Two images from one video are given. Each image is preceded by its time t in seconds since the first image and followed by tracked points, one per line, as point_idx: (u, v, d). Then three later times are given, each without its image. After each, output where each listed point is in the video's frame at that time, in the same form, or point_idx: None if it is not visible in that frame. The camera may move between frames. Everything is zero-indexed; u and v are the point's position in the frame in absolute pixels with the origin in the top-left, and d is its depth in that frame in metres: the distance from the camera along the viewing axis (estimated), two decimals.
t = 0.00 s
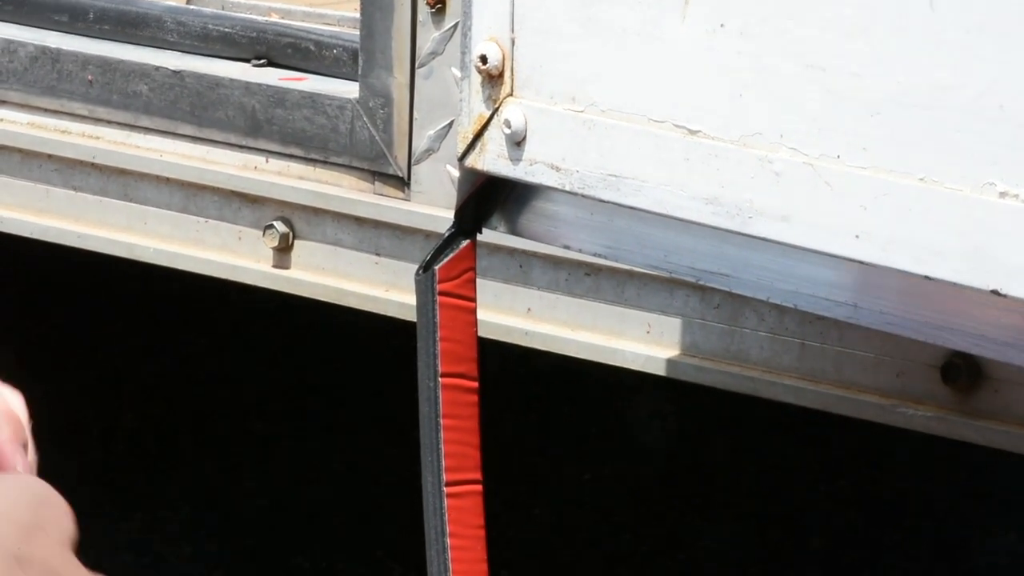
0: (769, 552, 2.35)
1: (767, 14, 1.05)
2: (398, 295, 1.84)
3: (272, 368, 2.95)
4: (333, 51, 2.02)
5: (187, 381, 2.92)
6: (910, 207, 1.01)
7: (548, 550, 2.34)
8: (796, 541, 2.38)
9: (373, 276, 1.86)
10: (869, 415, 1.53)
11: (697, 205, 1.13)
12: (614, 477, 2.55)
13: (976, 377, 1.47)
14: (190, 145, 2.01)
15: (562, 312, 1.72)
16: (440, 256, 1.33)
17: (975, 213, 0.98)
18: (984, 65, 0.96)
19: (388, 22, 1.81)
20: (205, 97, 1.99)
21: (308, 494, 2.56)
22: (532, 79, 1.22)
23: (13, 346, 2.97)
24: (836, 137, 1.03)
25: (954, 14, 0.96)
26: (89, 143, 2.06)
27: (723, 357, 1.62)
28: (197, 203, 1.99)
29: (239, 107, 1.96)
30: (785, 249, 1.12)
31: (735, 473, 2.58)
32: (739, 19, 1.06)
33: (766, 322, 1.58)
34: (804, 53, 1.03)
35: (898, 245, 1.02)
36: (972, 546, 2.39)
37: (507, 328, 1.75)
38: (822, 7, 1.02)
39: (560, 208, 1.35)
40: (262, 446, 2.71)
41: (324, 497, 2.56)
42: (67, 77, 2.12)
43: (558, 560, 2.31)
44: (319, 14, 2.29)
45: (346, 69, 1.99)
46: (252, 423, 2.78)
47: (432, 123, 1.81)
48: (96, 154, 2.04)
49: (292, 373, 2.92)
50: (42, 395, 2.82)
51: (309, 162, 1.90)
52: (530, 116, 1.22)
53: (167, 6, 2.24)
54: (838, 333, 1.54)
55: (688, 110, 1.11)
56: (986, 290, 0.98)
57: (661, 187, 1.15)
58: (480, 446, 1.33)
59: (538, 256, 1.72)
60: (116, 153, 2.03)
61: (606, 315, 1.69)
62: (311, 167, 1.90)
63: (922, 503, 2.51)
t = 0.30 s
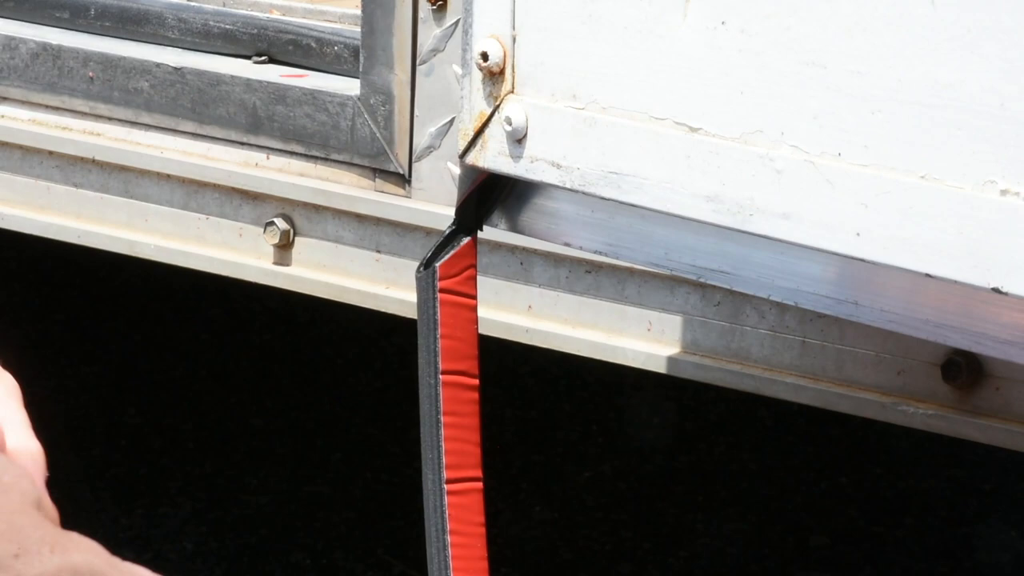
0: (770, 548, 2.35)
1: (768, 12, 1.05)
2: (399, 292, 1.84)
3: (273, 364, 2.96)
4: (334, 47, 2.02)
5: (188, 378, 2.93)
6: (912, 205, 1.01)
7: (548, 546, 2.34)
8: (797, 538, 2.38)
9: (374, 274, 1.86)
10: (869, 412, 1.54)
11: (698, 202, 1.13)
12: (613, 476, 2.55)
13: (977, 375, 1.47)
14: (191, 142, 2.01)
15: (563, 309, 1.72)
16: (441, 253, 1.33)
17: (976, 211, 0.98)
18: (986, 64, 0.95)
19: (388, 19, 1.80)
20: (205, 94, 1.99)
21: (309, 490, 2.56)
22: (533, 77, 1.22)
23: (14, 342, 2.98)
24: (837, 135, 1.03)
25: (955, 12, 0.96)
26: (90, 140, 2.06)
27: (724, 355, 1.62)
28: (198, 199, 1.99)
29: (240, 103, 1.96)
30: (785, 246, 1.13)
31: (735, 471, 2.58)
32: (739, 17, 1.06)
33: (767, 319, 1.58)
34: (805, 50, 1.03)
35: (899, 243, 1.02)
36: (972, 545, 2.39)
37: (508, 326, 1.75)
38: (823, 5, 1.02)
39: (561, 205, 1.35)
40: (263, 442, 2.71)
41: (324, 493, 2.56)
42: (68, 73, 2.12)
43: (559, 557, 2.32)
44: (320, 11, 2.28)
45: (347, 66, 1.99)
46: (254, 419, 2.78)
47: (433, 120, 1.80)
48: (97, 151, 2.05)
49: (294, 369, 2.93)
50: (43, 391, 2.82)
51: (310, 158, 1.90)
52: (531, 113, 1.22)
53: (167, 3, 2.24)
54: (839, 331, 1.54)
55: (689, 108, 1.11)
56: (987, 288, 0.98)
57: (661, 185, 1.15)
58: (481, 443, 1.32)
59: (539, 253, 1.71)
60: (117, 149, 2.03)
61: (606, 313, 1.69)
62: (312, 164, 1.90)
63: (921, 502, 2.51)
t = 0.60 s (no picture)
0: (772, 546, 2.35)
1: (769, 10, 1.05)
2: (401, 291, 1.85)
3: (275, 363, 2.96)
4: (336, 47, 2.02)
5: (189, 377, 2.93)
6: (912, 205, 1.01)
7: (550, 545, 2.34)
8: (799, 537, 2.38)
9: (376, 273, 1.86)
10: (871, 412, 1.54)
11: (699, 201, 1.13)
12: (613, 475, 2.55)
13: (979, 374, 1.47)
14: (193, 141, 2.01)
15: (565, 308, 1.72)
16: (443, 253, 1.33)
17: (976, 210, 0.98)
18: (987, 62, 0.95)
19: (390, 19, 1.80)
20: (207, 93, 1.99)
21: (311, 488, 2.56)
22: (535, 76, 1.22)
23: (16, 341, 2.98)
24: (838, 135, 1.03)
25: (956, 11, 0.96)
26: (92, 139, 2.06)
27: (725, 354, 1.62)
28: (200, 199, 2.00)
29: (242, 103, 1.96)
30: (787, 245, 1.13)
31: (736, 470, 2.58)
32: (741, 16, 1.06)
33: (768, 318, 1.58)
34: (807, 49, 1.03)
35: (900, 242, 1.02)
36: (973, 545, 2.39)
37: (510, 325, 1.75)
38: (825, 4, 1.02)
39: (562, 205, 1.35)
40: (265, 440, 2.71)
41: (326, 492, 2.56)
42: (70, 72, 2.12)
43: (560, 556, 2.32)
44: (322, 11, 2.28)
45: (349, 65, 1.99)
46: (255, 418, 2.78)
47: (435, 119, 1.80)
48: (99, 150, 2.05)
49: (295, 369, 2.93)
50: (45, 389, 2.83)
51: (312, 158, 1.91)
52: (533, 113, 1.22)
53: (170, 3, 2.24)
54: (840, 330, 1.54)
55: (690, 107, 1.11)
56: (988, 287, 0.99)
57: (663, 184, 1.15)
58: (482, 443, 1.33)
59: (540, 252, 1.72)
60: (119, 149, 2.03)
61: (607, 311, 1.69)
62: (314, 163, 1.91)
63: (923, 502, 2.51)
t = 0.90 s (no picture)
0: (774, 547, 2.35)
1: (773, 12, 1.05)
2: (403, 292, 1.84)
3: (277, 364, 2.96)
4: (339, 48, 2.02)
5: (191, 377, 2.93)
6: (915, 206, 1.01)
7: (552, 545, 2.34)
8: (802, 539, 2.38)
9: (378, 273, 1.86)
10: (874, 413, 1.54)
11: (702, 202, 1.13)
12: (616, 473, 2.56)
13: (982, 376, 1.46)
14: (197, 142, 2.01)
15: (567, 309, 1.72)
16: (446, 254, 1.34)
17: (980, 212, 0.98)
18: (990, 64, 0.95)
19: (393, 20, 1.81)
20: (211, 94, 1.99)
21: (312, 489, 2.57)
22: (538, 77, 1.22)
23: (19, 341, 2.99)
24: (841, 136, 1.03)
25: (959, 12, 0.96)
26: (95, 140, 2.07)
27: (728, 355, 1.62)
28: (203, 199, 2.00)
29: (245, 104, 1.96)
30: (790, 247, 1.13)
31: (738, 471, 2.58)
32: (745, 17, 1.07)
33: (771, 319, 1.58)
34: (809, 51, 1.04)
35: (903, 243, 1.02)
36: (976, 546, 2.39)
37: (513, 326, 1.75)
38: (828, 5, 1.02)
39: (566, 206, 1.35)
40: (267, 440, 2.71)
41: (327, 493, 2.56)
42: (73, 73, 2.13)
43: (562, 556, 2.32)
44: (326, 12, 2.28)
45: (352, 66, 1.99)
46: (257, 419, 2.78)
47: (438, 120, 1.80)
48: (102, 151, 2.06)
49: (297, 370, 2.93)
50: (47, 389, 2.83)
51: (315, 159, 1.91)
52: (536, 114, 1.23)
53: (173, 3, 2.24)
54: (843, 331, 1.54)
55: (693, 108, 1.11)
56: (991, 288, 0.99)
57: (666, 185, 1.15)
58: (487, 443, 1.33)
59: (543, 253, 1.72)
60: (123, 150, 2.04)
61: (610, 312, 1.69)
62: (317, 164, 1.91)
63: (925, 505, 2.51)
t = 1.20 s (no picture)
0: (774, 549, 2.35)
1: (772, 13, 1.05)
2: (403, 293, 1.84)
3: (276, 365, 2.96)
4: (338, 49, 2.02)
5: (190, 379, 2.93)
6: (914, 206, 1.01)
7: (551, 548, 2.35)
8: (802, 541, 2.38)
9: (377, 274, 1.86)
10: (873, 413, 1.54)
11: (701, 203, 1.13)
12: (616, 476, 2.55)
13: (982, 376, 1.47)
14: (196, 143, 2.01)
15: (567, 310, 1.72)
16: (446, 254, 1.33)
17: (979, 213, 0.98)
18: (988, 65, 0.96)
19: (393, 21, 1.81)
20: (211, 95, 1.99)
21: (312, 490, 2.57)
22: (537, 78, 1.22)
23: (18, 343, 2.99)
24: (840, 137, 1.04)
25: (957, 13, 0.96)
26: (95, 141, 2.07)
27: (728, 355, 1.62)
28: (202, 201, 2.00)
29: (244, 105, 1.96)
30: (790, 247, 1.13)
31: (738, 473, 2.58)
32: (743, 17, 1.07)
33: (770, 320, 1.58)
34: (808, 52, 1.04)
35: (903, 244, 1.02)
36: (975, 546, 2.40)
37: (513, 327, 1.75)
38: (827, 6, 1.02)
39: (564, 206, 1.35)
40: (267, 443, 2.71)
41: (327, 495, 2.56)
42: (73, 75, 2.13)
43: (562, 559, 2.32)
44: (325, 13, 2.27)
45: (352, 67, 1.99)
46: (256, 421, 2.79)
47: (437, 121, 1.80)
48: (101, 153, 2.06)
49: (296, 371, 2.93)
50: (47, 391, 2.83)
51: (314, 160, 1.91)
52: (535, 115, 1.23)
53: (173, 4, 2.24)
54: (843, 331, 1.54)
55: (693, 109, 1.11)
56: (991, 288, 0.99)
57: (666, 185, 1.15)
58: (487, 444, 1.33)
59: (542, 254, 1.72)
60: (123, 151, 2.04)
61: (609, 313, 1.69)
62: (316, 165, 1.91)
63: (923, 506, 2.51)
